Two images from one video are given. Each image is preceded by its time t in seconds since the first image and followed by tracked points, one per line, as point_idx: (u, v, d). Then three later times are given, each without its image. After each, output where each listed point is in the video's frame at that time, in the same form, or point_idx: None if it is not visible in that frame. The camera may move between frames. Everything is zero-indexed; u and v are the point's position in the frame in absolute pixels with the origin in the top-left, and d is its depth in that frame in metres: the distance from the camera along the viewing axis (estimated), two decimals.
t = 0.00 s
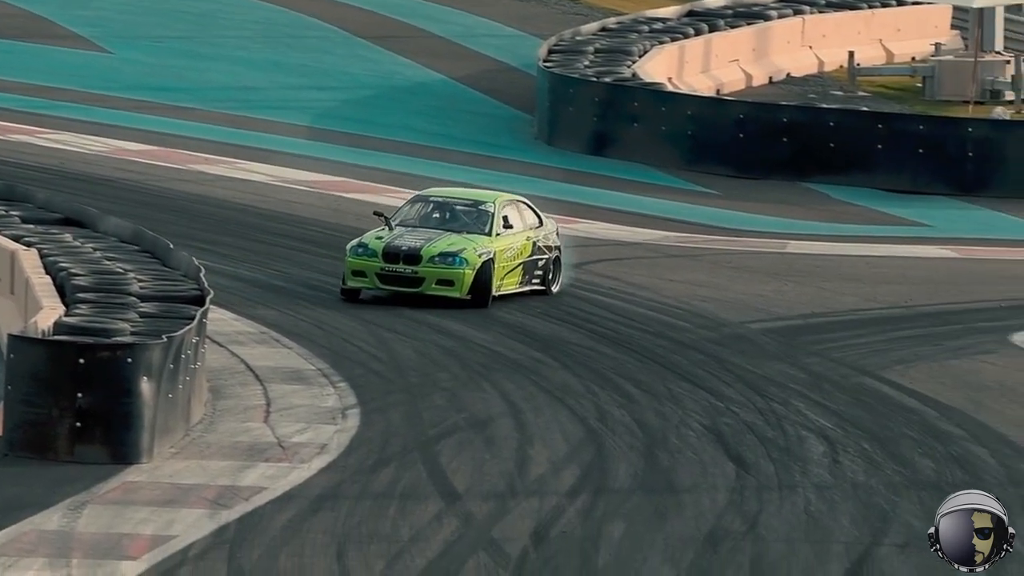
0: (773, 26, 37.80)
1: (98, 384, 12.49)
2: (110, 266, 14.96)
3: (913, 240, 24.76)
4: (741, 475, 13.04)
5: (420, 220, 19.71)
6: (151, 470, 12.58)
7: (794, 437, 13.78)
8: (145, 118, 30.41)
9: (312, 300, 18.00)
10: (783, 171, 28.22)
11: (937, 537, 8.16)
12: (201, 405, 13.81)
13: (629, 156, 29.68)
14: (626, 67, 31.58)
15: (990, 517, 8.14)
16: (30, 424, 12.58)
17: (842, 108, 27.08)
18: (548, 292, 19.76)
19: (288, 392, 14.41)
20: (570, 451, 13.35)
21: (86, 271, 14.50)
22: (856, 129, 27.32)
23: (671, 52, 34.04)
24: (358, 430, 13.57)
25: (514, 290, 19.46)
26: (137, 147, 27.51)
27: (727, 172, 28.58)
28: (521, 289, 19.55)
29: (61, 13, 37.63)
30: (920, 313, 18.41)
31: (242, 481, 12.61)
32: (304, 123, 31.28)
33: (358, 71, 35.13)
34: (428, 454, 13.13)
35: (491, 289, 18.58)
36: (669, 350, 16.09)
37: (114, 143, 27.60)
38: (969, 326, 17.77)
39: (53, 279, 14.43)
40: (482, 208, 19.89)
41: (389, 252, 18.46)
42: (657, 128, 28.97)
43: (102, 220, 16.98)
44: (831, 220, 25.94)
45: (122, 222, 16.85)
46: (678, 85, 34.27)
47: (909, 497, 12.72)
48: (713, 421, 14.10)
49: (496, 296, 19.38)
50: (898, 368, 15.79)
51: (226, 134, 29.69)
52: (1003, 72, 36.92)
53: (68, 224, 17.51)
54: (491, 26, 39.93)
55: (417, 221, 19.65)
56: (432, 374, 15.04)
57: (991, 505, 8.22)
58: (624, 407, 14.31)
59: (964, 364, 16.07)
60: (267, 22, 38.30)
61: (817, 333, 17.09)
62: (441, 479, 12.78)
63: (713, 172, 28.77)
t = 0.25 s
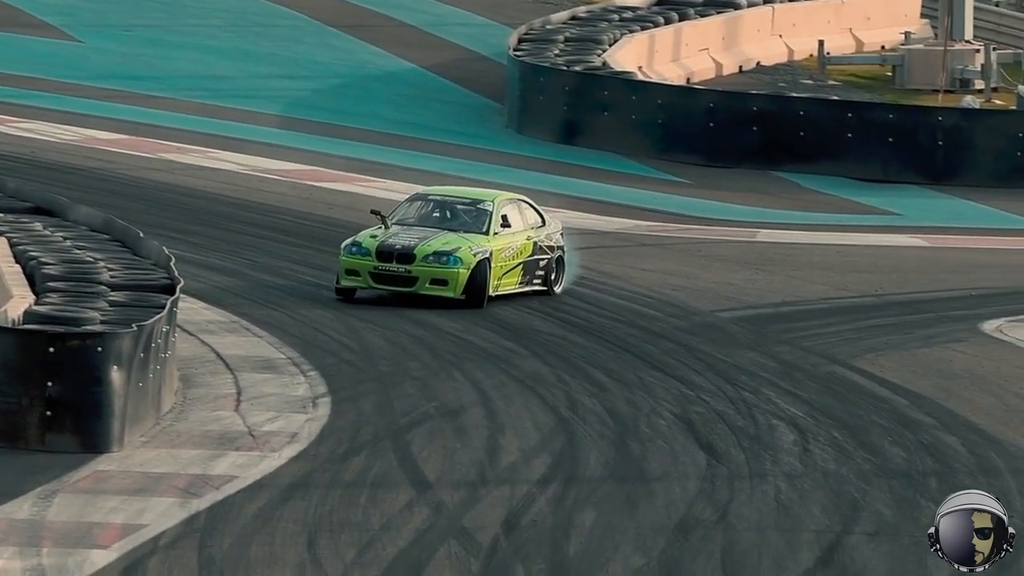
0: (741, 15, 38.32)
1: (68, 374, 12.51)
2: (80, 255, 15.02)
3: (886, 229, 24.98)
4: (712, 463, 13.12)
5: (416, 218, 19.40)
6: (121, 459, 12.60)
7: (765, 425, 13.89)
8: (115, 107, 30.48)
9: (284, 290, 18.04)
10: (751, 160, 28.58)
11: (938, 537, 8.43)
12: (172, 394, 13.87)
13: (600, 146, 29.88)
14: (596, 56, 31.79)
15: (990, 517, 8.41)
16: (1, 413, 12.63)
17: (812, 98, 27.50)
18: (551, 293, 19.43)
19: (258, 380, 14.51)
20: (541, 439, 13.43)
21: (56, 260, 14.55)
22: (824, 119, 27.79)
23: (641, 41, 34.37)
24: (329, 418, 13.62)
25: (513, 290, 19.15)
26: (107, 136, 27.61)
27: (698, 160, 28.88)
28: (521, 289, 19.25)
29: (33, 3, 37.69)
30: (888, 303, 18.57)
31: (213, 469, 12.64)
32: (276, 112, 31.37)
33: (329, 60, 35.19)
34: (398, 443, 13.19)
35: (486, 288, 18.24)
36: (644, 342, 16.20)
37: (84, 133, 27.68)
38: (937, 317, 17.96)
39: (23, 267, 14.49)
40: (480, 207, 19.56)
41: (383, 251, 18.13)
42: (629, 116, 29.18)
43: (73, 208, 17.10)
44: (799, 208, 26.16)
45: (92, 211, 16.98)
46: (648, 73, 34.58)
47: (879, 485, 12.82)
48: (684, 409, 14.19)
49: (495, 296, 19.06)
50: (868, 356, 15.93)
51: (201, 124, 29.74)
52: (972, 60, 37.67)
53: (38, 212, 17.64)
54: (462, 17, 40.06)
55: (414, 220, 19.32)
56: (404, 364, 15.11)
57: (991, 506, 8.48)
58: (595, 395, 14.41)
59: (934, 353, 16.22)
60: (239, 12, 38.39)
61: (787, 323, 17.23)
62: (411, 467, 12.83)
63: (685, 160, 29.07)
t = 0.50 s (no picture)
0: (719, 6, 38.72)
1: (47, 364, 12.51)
2: (58, 245, 15.11)
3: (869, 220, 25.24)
4: (690, 453, 13.19)
5: (416, 217, 19.21)
6: (100, 449, 12.61)
7: (743, 415, 13.97)
8: (93, 98, 30.69)
9: (263, 284, 18.13)
10: (727, 150, 28.70)
11: (937, 537, 8.02)
12: (151, 384, 13.92)
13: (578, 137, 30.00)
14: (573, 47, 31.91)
15: (990, 517, 8.01)
16: None
17: (794, 88, 27.46)
18: (555, 293, 19.24)
19: (236, 371, 14.60)
20: (520, 429, 13.50)
21: (34, 251, 14.61)
22: (805, 108, 27.77)
23: (619, 31, 34.69)
24: (307, 408, 13.71)
25: (515, 290, 18.96)
26: (86, 126, 27.83)
27: (677, 150, 29.02)
28: (524, 288, 19.07)
29: None
30: (866, 292, 18.73)
31: (191, 459, 12.68)
32: (253, 102, 31.65)
33: (305, 50, 35.29)
34: (377, 433, 13.25)
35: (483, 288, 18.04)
36: (625, 334, 16.31)
37: (63, 123, 27.90)
38: (915, 306, 18.14)
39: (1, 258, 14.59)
40: (481, 205, 19.34)
41: (378, 250, 17.95)
42: (606, 108, 29.31)
43: (50, 200, 17.36)
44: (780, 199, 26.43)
45: (69, 202, 17.24)
46: (626, 64, 34.90)
47: (856, 475, 12.90)
48: (663, 400, 14.27)
49: (497, 296, 18.88)
50: (846, 347, 16.07)
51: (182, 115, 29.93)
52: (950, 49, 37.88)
53: (16, 203, 17.95)
54: (440, 7, 40.15)
55: (413, 219, 19.13)
56: (383, 355, 15.19)
57: (991, 506, 8.10)
58: (573, 386, 14.50)
59: (911, 343, 16.40)
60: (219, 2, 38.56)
61: (766, 314, 17.40)
62: (389, 456, 12.89)
63: (664, 150, 29.19)
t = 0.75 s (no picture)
0: None
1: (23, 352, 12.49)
2: (35, 232, 15.22)
3: (845, 208, 25.68)
4: (667, 441, 13.25)
5: (414, 216, 18.85)
6: (77, 437, 12.62)
7: (721, 403, 14.07)
8: (72, 86, 31.21)
9: (243, 274, 18.19)
10: (703, 137, 29.40)
11: (936, 537, 7.22)
12: (128, 372, 13.96)
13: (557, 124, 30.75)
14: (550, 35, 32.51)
15: (991, 515, 7.24)
16: None
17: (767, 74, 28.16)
18: (559, 292, 18.88)
19: (213, 359, 14.68)
20: (497, 417, 13.56)
21: (10, 239, 14.67)
22: (778, 95, 28.46)
23: (596, 19, 35.11)
24: (285, 396, 13.77)
25: (516, 289, 18.60)
26: (65, 114, 28.20)
27: (653, 137, 29.74)
28: (526, 287, 18.71)
29: None
30: (844, 281, 19.15)
31: (168, 447, 12.71)
32: (230, 91, 32.17)
33: (282, 37, 36.39)
34: (354, 421, 13.30)
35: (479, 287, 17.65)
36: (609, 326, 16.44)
37: (42, 111, 28.30)
38: (895, 296, 18.39)
39: None
40: (479, 203, 18.97)
41: (372, 249, 17.57)
42: (584, 94, 30.07)
43: (27, 187, 17.69)
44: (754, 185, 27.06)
45: (45, 188, 17.56)
46: (603, 52, 35.34)
47: (833, 463, 12.97)
48: (640, 387, 14.38)
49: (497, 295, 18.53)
50: (824, 336, 16.27)
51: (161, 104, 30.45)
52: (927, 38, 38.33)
53: None
54: None
55: (411, 217, 18.77)
56: (364, 344, 15.26)
57: (993, 504, 7.31)
58: (550, 374, 14.58)
59: (888, 330, 16.68)
60: None
61: (746, 303, 17.67)
62: (366, 444, 12.94)
63: (641, 137, 29.89)
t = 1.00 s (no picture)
0: None
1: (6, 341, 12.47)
2: (17, 222, 15.33)
3: (827, 196, 25.89)
4: (650, 430, 13.29)
5: (412, 213, 18.55)
6: (59, 426, 12.62)
7: (703, 392, 14.13)
8: (52, 74, 31.25)
9: (228, 264, 18.22)
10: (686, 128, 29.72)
11: (934, 537, 6.94)
12: (110, 362, 13.99)
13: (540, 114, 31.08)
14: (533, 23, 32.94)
15: (991, 516, 6.96)
16: None
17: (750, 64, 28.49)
18: (562, 292, 18.58)
19: (196, 348, 14.74)
20: (480, 406, 13.60)
21: None
22: (760, 85, 28.84)
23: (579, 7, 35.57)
24: (267, 385, 13.82)
25: (516, 289, 18.28)
26: (46, 103, 28.24)
27: (634, 126, 30.05)
28: (527, 287, 18.40)
29: None
30: (826, 270, 19.36)
31: (151, 436, 12.72)
32: (212, 79, 32.30)
33: (263, 25, 36.59)
34: (337, 410, 13.32)
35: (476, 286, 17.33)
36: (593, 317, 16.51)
37: (23, 100, 28.34)
38: (879, 288, 18.55)
39: None
40: (480, 201, 18.65)
41: (367, 247, 17.25)
42: (565, 84, 30.41)
43: (9, 175, 17.81)
44: (734, 174, 27.24)
45: (27, 177, 17.65)
46: (586, 40, 35.77)
47: (816, 452, 13.01)
48: (622, 377, 14.44)
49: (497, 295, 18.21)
50: (806, 325, 16.39)
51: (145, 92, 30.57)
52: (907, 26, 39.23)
53: None
54: None
55: (410, 215, 18.46)
56: (347, 335, 15.31)
57: (992, 504, 7.03)
58: (533, 364, 14.65)
59: (871, 319, 16.86)
60: None
61: (731, 292, 17.82)
62: (348, 433, 12.96)
63: (622, 126, 30.21)
